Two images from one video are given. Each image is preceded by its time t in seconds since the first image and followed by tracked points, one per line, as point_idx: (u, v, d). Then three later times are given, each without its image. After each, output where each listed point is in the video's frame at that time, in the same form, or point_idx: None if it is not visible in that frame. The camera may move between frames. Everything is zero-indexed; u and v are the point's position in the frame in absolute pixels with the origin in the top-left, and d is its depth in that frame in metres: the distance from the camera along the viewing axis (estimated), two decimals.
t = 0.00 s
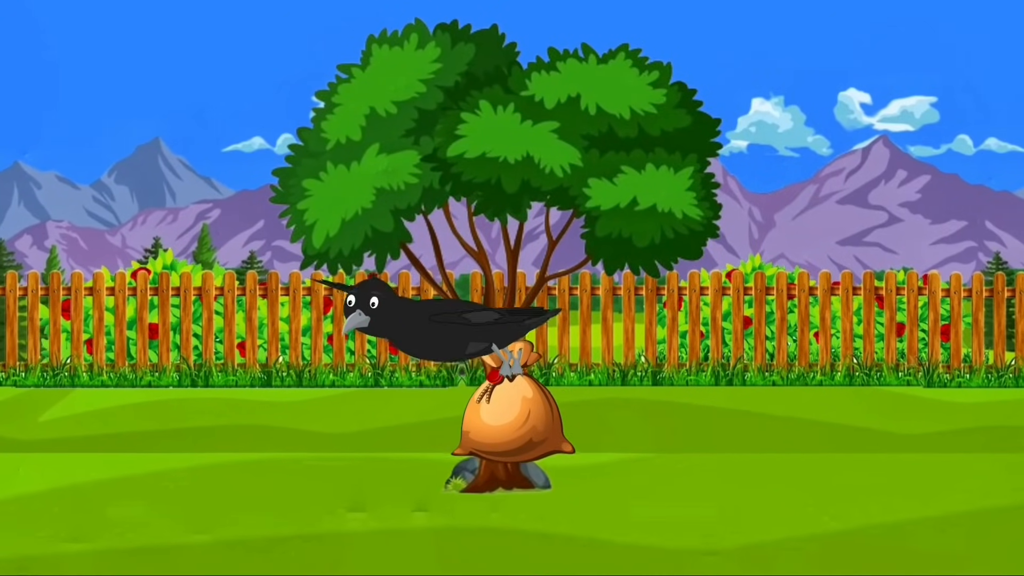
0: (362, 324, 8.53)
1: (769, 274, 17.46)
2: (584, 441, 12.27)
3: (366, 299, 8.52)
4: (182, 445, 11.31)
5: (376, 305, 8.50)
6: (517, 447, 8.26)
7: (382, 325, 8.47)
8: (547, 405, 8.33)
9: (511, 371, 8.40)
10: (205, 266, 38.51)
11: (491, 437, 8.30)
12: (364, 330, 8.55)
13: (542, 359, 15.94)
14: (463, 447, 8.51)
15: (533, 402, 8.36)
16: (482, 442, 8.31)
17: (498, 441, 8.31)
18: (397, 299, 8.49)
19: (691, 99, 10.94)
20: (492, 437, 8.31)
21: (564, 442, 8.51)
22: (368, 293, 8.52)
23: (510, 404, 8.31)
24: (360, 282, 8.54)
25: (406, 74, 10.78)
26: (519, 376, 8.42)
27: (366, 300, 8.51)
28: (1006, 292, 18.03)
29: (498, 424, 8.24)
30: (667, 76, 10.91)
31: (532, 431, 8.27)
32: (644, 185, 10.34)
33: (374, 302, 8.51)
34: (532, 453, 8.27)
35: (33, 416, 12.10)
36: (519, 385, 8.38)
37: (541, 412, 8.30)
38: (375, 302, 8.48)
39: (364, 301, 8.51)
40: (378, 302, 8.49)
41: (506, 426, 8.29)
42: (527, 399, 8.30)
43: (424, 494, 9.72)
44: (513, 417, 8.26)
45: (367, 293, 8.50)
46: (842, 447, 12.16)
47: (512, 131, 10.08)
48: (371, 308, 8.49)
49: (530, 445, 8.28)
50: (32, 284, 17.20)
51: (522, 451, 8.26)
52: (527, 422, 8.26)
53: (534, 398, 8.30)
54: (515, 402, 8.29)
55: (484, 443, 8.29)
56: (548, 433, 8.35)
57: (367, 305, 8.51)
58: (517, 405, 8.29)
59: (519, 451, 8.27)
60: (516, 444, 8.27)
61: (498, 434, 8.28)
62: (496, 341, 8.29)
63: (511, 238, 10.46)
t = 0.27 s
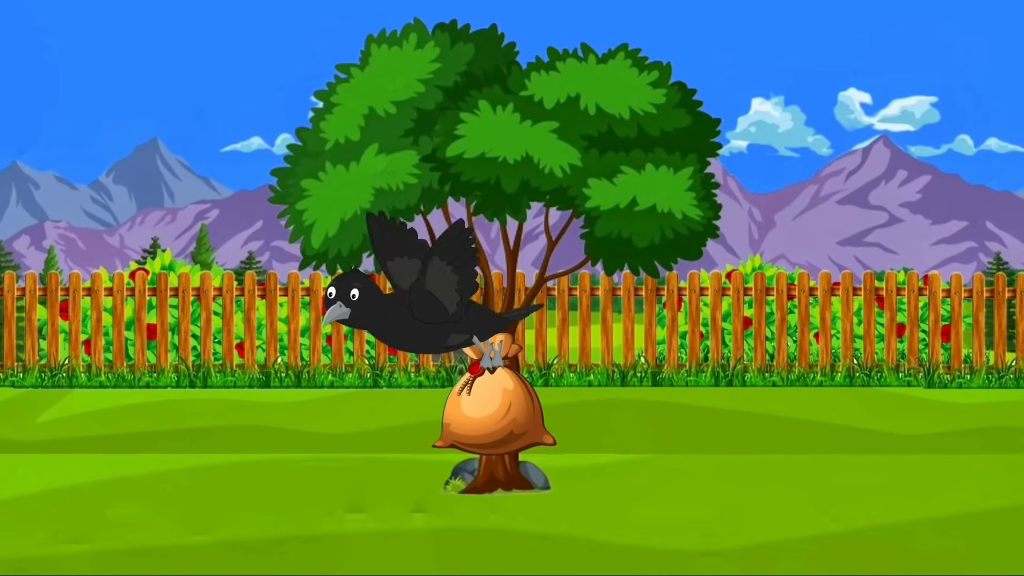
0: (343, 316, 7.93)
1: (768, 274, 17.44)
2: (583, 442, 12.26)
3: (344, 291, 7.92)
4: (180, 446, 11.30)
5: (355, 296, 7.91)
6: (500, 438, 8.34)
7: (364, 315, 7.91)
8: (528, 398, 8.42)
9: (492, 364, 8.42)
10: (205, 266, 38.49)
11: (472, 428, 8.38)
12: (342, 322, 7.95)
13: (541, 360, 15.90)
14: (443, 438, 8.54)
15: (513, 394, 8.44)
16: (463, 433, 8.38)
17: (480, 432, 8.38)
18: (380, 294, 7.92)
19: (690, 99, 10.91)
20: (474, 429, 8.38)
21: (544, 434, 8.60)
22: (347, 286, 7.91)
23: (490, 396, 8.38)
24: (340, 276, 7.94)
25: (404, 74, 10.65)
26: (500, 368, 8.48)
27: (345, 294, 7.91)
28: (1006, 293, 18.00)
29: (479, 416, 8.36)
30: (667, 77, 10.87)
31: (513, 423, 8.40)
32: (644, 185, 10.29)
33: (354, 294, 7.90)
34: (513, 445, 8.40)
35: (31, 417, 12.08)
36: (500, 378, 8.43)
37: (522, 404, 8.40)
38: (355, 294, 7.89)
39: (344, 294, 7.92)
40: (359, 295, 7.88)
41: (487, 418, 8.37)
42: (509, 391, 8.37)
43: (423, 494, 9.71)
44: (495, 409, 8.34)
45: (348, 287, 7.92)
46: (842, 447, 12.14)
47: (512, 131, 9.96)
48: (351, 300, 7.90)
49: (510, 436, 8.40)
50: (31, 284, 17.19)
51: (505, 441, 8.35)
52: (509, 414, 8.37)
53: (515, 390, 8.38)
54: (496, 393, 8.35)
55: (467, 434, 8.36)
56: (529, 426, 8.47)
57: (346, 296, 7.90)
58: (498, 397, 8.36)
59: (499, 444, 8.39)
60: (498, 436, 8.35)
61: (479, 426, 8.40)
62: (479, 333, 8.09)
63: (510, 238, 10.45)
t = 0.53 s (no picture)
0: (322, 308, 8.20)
1: (769, 275, 17.41)
2: (581, 443, 12.25)
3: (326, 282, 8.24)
4: (178, 446, 11.29)
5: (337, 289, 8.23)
6: (480, 430, 8.74)
7: (343, 308, 8.23)
8: (507, 389, 8.81)
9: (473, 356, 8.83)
10: (205, 266, 38.51)
11: (454, 421, 8.76)
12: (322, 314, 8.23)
13: (540, 361, 15.83)
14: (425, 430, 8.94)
15: (494, 385, 8.83)
16: (444, 426, 8.77)
17: (460, 425, 8.77)
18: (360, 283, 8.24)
19: (691, 98, 10.51)
20: (455, 422, 8.77)
21: (524, 424, 9.02)
22: (328, 277, 8.25)
23: (471, 389, 8.77)
24: (321, 266, 8.29)
25: (401, 71, 10.15)
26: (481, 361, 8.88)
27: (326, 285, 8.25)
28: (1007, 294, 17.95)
29: (460, 408, 8.73)
30: (667, 75, 10.47)
31: (493, 415, 8.78)
32: (645, 185, 9.82)
33: (335, 286, 8.23)
34: (494, 436, 8.77)
35: (29, 417, 12.07)
36: (480, 369, 8.84)
37: (502, 395, 8.79)
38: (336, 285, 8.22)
39: (325, 285, 8.25)
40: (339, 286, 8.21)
41: (467, 411, 8.76)
42: (489, 382, 8.76)
43: (422, 495, 9.70)
44: (475, 401, 8.73)
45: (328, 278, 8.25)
46: (841, 448, 12.13)
47: (509, 130, 9.58)
48: (331, 292, 8.21)
49: (491, 428, 8.78)
50: (29, 285, 17.17)
51: (484, 434, 8.74)
52: (489, 406, 8.75)
53: (495, 382, 8.78)
54: (476, 386, 8.74)
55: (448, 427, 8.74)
56: (509, 417, 8.87)
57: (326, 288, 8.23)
58: (478, 389, 8.75)
59: (481, 435, 8.78)
60: (479, 428, 8.74)
61: (460, 418, 8.77)
62: (459, 325, 8.38)
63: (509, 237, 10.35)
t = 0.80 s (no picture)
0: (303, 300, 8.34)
1: (768, 275, 17.38)
2: (579, 443, 12.23)
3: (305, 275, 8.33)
4: (177, 447, 11.27)
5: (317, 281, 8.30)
6: (461, 422, 8.73)
7: (323, 300, 8.29)
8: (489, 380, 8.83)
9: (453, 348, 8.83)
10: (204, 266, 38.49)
11: (434, 413, 8.77)
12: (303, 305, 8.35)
13: (539, 362, 15.79)
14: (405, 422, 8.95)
15: (476, 377, 8.84)
16: (424, 417, 8.77)
17: (440, 417, 8.78)
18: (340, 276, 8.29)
19: (691, 99, 10.46)
20: (435, 413, 8.78)
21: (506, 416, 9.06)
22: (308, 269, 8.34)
23: (452, 381, 8.78)
24: (302, 259, 8.38)
25: (400, 70, 10.11)
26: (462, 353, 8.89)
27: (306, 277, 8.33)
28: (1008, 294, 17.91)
29: (441, 400, 8.74)
30: (667, 75, 10.43)
31: (475, 407, 8.80)
32: (645, 185, 9.80)
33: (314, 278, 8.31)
34: (475, 429, 8.79)
35: (27, 418, 12.05)
36: (462, 361, 8.86)
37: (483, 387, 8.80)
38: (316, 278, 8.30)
39: (305, 277, 8.33)
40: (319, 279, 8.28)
41: (449, 402, 8.76)
42: (470, 374, 8.78)
43: (420, 496, 9.67)
44: (456, 393, 8.74)
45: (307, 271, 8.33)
46: (841, 449, 12.10)
47: (509, 131, 9.57)
48: (311, 283, 8.30)
49: (472, 420, 8.79)
50: (27, 285, 17.14)
51: (465, 425, 8.74)
52: (471, 398, 8.77)
53: (476, 374, 8.79)
54: (458, 377, 8.75)
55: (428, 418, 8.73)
56: (490, 409, 8.88)
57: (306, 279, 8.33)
58: (460, 381, 8.76)
59: (461, 427, 8.78)
60: (459, 420, 8.74)
61: (441, 410, 8.78)
62: (438, 316, 8.36)
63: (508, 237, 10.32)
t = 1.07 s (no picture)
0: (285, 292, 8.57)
1: (768, 275, 17.34)
2: (579, 444, 12.21)
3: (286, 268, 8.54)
4: (175, 448, 11.25)
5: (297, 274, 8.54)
6: (442, 414, 8.95)
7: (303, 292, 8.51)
8: (469, 372, 9.02)
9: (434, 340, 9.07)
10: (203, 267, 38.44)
11: (416, 405, 8.98)
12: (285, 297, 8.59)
13: (539, 363, 15.75)
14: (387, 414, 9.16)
15: (455, 368, 9.04)
16: (406, 411, 8.99)
17: (422, 409, 8.98)
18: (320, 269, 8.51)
19: (691, 98, 10.42)
20: (417, 406, 8.99)
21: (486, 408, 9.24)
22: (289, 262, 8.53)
23: (432, 372, 8.98)
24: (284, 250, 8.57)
25: (399, 70, 10.08)
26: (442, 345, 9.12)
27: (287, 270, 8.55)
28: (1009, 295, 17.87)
29: (422, 392, 8.94)
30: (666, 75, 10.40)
31: (455, 398, 8.99)
32: (645, 185, 9.78)
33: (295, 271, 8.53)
34: (456, 420, 8.99)
35: (25, 419, 12.03)
36: (442, 353, 9.06)
37: (463, 379, 8.99)
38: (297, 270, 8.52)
39: (286, 270, 8.55)
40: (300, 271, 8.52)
41: (429, 395, 8.97)
42: (450, 366, 8.98)
43: (419, 497, 9.65)
44: (437, 385, 8.94)
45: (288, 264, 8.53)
46: (841, 450, 12.07)
47: (508, 131, 9.54)
48: (292, 276, 8.53)
49: (452, 412, 8.99)
50: (25, 285, 17.13)
51: (447, 417, 8.96)
52: (451, 390, 8.96)
53: (456, 365, 8.98)
54: (438, 370, 8.95)
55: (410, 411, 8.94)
56: (470, 401, 9.06)
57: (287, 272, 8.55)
58: (440, 373, 8.96)
59: (443, 418, 9.00)
60: (440, 411, 8.95)
61: (421, 402, 8.99)
62: (419, 308, 8.56)
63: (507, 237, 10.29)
